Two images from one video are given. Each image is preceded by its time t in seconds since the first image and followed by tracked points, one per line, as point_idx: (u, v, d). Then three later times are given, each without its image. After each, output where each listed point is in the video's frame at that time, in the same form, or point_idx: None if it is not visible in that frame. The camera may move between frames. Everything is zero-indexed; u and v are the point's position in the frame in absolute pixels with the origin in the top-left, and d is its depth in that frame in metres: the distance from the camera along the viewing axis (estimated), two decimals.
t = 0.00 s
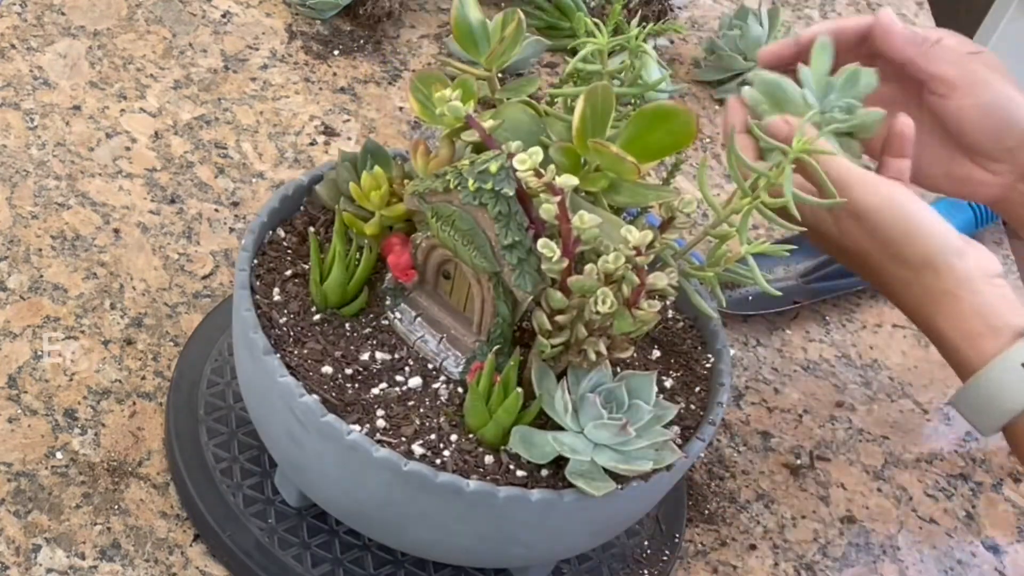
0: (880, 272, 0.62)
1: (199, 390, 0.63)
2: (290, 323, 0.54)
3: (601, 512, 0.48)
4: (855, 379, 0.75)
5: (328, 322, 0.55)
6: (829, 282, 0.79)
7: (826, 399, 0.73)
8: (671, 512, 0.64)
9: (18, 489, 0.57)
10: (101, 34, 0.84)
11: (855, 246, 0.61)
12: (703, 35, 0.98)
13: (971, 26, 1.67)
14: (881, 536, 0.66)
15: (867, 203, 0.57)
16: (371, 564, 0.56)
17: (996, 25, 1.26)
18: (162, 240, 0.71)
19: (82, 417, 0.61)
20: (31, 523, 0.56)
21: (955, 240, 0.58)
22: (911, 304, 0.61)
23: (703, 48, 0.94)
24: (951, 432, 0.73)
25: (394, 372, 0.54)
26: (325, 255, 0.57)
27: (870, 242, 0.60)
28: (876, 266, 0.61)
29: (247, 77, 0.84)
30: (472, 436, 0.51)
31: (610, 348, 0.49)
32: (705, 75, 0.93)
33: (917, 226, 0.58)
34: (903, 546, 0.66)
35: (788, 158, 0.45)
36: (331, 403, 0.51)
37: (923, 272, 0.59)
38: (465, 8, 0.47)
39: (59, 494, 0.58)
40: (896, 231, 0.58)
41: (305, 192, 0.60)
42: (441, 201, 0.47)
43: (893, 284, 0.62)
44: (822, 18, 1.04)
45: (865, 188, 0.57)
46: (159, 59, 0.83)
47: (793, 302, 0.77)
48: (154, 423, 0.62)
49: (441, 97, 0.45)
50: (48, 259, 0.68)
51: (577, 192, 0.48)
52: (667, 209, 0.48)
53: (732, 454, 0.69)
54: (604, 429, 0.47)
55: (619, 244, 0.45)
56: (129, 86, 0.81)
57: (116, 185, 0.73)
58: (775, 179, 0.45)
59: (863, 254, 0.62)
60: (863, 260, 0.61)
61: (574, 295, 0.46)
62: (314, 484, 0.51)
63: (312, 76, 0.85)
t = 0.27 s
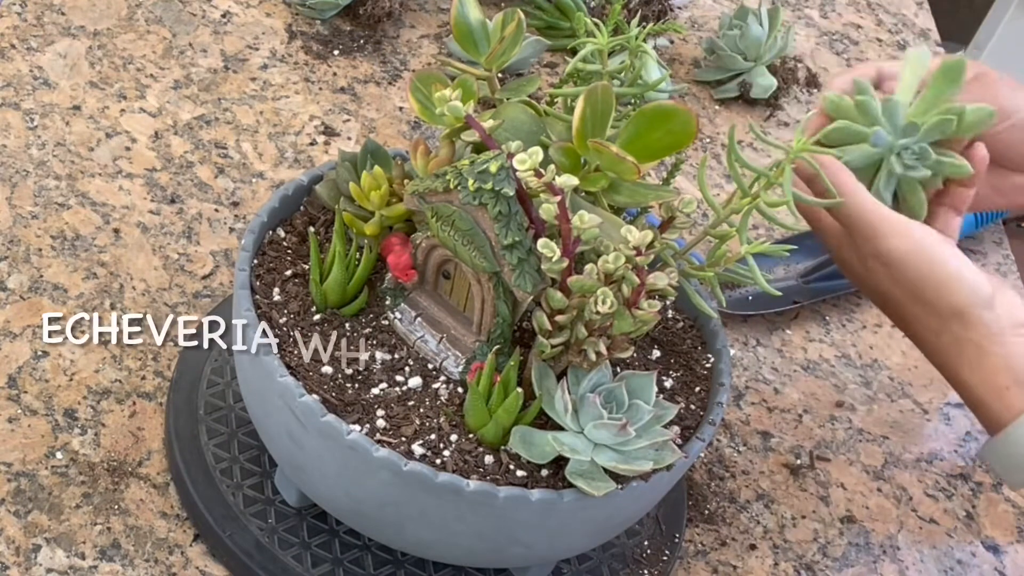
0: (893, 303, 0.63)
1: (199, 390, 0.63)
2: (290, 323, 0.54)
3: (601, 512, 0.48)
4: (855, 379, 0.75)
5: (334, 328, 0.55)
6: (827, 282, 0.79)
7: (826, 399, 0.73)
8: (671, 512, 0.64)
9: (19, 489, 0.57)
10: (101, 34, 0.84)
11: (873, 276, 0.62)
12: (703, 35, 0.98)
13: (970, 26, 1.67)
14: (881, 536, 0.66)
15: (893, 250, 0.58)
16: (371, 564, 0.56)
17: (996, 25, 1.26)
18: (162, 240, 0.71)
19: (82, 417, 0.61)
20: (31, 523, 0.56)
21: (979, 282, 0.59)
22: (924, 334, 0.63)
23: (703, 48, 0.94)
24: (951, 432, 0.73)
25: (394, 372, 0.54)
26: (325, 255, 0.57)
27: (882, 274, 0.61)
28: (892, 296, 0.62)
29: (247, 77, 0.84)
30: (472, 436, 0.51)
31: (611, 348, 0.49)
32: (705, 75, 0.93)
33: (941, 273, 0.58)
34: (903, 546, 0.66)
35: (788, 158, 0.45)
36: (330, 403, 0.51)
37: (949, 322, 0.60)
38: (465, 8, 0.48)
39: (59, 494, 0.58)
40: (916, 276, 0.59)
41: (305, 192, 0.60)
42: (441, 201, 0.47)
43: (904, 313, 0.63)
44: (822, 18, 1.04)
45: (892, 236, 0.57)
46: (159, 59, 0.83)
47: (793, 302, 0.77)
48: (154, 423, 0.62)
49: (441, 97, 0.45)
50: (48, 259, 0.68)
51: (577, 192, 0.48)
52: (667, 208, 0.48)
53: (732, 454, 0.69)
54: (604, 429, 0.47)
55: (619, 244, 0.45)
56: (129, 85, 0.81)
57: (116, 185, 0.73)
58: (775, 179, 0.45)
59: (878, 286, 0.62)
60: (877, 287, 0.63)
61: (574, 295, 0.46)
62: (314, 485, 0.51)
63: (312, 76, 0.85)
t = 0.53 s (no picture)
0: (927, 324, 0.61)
1: (199, 389, 0.63)
2: (290, 323, 0.54)
3: (601, 512, 0.48)
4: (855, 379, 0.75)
5: (336, 320, 0.55)
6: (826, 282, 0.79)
7: (826, 399, 0.73)
8: (671, 512, 0.64)
9: (19, 489, 0.57)
10: (101, 34, 0.84)
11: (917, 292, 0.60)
12: (703, 35, 0.98)
13: (970, 26, 1.67)
14: (881, 536, 0.66)
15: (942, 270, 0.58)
16: (371, 564, 0.56)
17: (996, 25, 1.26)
18: (162, 240, 0.71)
19: (82, 417, 0.61)
20: (31, 523, 0.56)
21: None
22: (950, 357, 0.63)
23: (703, 48, 0.94)
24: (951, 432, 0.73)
25: (394, 372, 0.54)
26: (325, 255, 0.57)
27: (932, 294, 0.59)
28: (925, 317, 0.61)
29: (247, 77, 0.84)
30: (472, 435, 0.51)
31: (611, 348, 0.49)
32: (705, 75, 0.93)
33: (988, 288, 0.58)
34: (903, 546, 0.66)
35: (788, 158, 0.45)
36: (331, 403, 0.51)
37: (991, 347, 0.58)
38: (465, 8, 0.48)
39: (59, 494, 0.58)
40: (964, 294, 0.58)
41: (305, 192, 0.60)
42: (441, 201, 0.47)
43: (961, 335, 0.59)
44: (822, 18, 1.04)
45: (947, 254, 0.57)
46: (159, 59, 0.83)
47: (793, 302, 0.77)
48: (154, 423, 0.62)
49: (441, 97, 0.45)
50: (48, 259, 0.68)
51: (577, 192, 0.48)
52: (667, 209, 0.48)
53: (732, 454, 0.69)
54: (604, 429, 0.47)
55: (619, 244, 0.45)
56: (129, 85, 0.81)
57: (116, 185, 0.73)
58: (775, 179, 0.45)
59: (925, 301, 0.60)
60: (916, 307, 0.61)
61: (574, 295, 0.46)
62: (314, 485, 0.51)
63: (312, 76, 0.85)
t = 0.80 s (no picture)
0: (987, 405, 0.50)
1: (199, 389, 0.63)
2: (290, 323, 0.54)
3: (601, 512, 0.48)
4: (855, 379, 0.75)
5: (335, 320, 0.55)
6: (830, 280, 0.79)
7: (826, 400, 0.73)
8: (671, 512, 0.64)
9: (19, 489, 0.57)
10: (101, 34, 0.84)
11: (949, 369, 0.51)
12: (703, 35, 0.98)
13: (970, 25, 1.67)
14: (881, 536, 0.66)
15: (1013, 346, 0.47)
16: (371, 564, 0.56)
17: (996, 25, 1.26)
18: (162, 240, 0.71)
19: (82, 417, 0.61)
20: (31, 523, 0.56)
21: None
22: None
23: (703, 48, 0.94)
24: (951, 432, 0.73)
25: (394, 372, 0.54)
26: (325, 255, 0.57)
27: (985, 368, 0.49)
28: (1001, 396, 0.49)
29: (247, 77, 0.84)
30: (472, 436, 0.51)
31: (610, 348, 0.49)
32: (705, 75, 0.93)
33: None
34: (903, 546, 0.66)
35: (787, 158, 0.45)
36: (330, 403, 0.51)
37: None
38: (465, 8, 0.48)
39: (59, 494, 0.58)
40: None
41: (305, 192, 0.60)
42: (441, 201, 0.47)
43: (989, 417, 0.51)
44: (822, 18, 1.04)
45: (1020, 319, 0.47)
46: (159, 59, 0.83)
47: (793, 302, 0.77)
48: (154, 423, 0.62)
49: (441, 96, 0.45)
50: (48, 259, 0.68)
51: (577, 192, 0.48)
52: (667, 209, 0.48)
53: (732, 454, 0.69)
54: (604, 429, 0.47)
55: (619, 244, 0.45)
56: (129, 85, 0.81)
57: (116, 185, 0.73)
58: (774, 179, 0.45)
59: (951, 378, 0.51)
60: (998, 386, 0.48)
61: (574, 295, 0.47)
62: (313, 485, 0.51)
63: (312, 76, 0.85)
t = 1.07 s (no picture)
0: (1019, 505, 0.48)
1: (199, 389, 0.63)
2: (290, 323, 0.54)
3: (601, 512, 0.48)
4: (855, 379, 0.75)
5: (335, 320, 0.55)
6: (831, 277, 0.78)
7: (826, 399, 0.73)
8: (671, 512, 0.64)
9: (18, 489, 0.57)
10: (101, 34, 0.84)
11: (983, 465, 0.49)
12: (703, 35, 0.98)
13: (971, 25, 1.67)
14: (881, 536, 0.66)
15: None
16: (371, 564, 0.56)
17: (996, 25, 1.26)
18: (162, 240, 0.71)
19: (82, 417, 0.61)
20: (31, 523, 0.56)
21: None
22: None
23: (703, 48, 0.94)
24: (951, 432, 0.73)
25: (394, 372, 0.54)
26: (325, 255, 0.57)
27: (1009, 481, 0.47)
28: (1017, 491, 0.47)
29: (247, 77, 0.84)
30: (472, 436, 0.51)
31: (610, 348, 0.49)
32: (705, 75, 0.93)
33: None
34: (903, 546, 0.66)
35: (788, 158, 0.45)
36: (330, 403, 0.51)
37: None
38: (465, 8, 0.48)
39: (59, 494, 0.58)
40: None
41: (305, 192, 0.60)
42: (441, 201, 0.47)
43: None
44: (822, 18, 1.04)
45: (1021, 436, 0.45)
46: (159, 60, 0.83)
47: (794, 301, 0.77)
48: (154, 423, 0.62)
49: (441, 97, 0.45)
50: (48, 259, 0.68)
51: (577, 193, 0.48)
52: (667, 209, 0.48)
53: (732, 454, 0.69)
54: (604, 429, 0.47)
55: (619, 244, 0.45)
56: (129, 85, 0.81)
57: (116, 185, 0.73)
58: (774, 178, 0.45)
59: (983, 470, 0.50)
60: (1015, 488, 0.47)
61: (574, 295, 0.47)
62: (314, 486, 0.51)
63: (312, 76, 0.85)
